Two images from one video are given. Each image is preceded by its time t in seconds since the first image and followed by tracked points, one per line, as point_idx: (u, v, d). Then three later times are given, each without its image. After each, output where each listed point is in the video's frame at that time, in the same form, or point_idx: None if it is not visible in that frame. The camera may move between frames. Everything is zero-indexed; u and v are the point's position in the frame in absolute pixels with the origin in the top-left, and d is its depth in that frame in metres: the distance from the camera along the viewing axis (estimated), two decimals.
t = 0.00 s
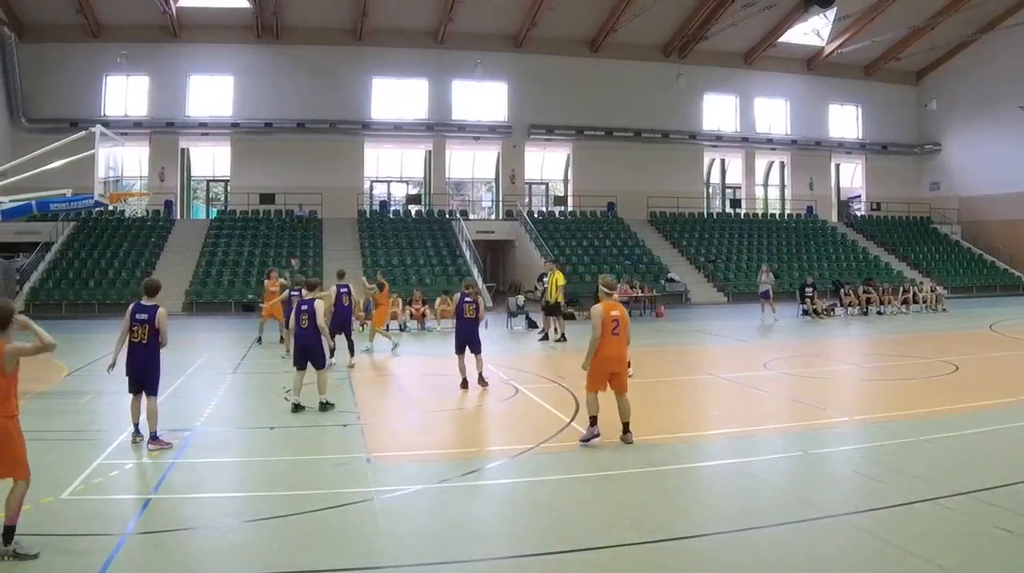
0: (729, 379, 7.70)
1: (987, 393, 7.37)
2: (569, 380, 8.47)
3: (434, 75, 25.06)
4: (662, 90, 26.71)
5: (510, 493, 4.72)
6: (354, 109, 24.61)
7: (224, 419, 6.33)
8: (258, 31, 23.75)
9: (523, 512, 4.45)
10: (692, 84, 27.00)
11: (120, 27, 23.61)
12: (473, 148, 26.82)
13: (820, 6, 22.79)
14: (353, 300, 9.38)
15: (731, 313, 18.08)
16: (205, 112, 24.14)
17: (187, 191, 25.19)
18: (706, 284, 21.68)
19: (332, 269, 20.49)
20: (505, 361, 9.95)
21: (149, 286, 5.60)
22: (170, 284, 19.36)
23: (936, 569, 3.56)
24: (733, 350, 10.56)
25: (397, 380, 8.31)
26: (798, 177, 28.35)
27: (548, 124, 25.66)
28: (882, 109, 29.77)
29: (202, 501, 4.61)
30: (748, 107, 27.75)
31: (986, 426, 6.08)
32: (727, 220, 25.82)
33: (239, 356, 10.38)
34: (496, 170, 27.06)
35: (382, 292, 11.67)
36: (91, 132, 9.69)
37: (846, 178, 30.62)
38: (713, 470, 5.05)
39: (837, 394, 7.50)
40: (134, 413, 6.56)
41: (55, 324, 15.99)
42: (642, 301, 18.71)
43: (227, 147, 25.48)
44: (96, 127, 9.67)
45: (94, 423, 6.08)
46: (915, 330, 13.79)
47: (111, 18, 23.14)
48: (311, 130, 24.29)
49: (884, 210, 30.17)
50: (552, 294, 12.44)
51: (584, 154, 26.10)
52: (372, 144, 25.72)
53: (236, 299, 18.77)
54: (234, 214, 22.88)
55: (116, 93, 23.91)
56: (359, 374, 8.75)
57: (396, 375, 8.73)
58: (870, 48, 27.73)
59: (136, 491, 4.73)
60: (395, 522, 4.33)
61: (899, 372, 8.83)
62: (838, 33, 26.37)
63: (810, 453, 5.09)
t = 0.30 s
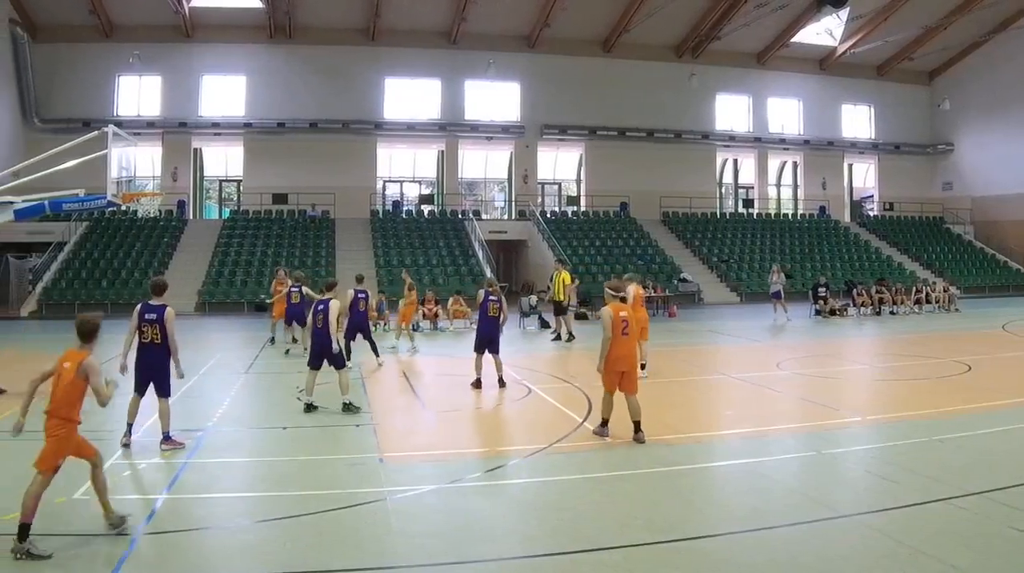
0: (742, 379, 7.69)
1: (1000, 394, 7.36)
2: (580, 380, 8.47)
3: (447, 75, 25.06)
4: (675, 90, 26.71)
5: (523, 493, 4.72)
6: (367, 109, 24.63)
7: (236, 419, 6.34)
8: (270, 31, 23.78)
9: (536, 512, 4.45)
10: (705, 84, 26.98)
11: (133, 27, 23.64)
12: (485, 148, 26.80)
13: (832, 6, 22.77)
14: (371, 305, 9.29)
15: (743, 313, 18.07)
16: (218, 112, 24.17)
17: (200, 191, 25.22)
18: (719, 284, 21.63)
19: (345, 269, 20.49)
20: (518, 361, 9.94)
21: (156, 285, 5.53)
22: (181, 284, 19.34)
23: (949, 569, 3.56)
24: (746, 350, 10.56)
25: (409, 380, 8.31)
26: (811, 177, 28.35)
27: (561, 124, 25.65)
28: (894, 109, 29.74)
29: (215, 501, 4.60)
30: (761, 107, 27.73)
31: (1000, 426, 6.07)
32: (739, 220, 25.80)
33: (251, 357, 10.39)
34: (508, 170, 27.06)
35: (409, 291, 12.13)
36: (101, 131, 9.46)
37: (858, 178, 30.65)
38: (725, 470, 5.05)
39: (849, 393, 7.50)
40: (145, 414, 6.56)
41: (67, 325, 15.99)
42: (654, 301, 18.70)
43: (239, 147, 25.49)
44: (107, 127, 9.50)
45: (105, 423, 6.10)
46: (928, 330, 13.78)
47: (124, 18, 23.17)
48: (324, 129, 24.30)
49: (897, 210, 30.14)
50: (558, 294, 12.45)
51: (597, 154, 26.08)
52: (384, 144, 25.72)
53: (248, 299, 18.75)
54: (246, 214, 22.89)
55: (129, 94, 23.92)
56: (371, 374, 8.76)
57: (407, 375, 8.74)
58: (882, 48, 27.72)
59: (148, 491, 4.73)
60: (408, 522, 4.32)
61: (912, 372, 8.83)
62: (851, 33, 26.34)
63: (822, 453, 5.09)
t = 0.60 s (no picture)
0: (756, 379, 7.69)
1: (1015, 394, 7.35)
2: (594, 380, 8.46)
3: (459, 75, 25.10)
4: (688, 90, 26.72)
5: (536, 492, 4.72)
6: (380, 109, 24.66)
7: (249, 419, 6.34)
8: (283, 31, 23.83)
9: (548, 511, 4.46)
10: (717, 84, 26.96)
11: (146, 27, 23.73)
12: (498, 148, 26.79)
13: (845, 6, 22.73)
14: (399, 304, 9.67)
15: (755, 313, 18.06)
16: (231, 112, 24.25)
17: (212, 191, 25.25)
18: (732, 284, 21.57)
19: (358, 269, 20.48)
20: (532, 361, 9.94)
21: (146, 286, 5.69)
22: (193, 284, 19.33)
23: (963, 570, 3.56)
24: (759, 350, 10.56)
25: (424, 381, 8.31)
26: (823, 177, 28.34)
27: (573, 124, 25.66)
28: (906, 109, 29.70)
29: (227, 502, 4.60)
30: (774, 107, 27.72)
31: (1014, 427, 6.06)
32: (752, 220, 25.79)
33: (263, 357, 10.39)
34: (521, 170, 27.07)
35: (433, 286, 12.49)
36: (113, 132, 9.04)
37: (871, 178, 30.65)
38: (738, 470, 5.05)
39: (862, 394, 7.50)
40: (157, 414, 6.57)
41: (81, 325, 16.04)
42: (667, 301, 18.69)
43: (252, 147, 25.52)
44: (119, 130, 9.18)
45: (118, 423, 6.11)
46: (940, 331, 13.77)
47: (137, 18, 23.25)
48: (337, 129, 24.36)
49: (910, 210, 30.08)
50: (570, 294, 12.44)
51: (609, 155, 26.08)
52: (397, 144, 25.74)
53: (261, 299, 18.73)
54: (259, 214, 22.91)
55: (142, 94, 24.01)
56: (387, 374, 8.77)
57: (421, 375, 8.74)
58: (895, 48, 27.70)
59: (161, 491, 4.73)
60: (421, 522, 4.32)
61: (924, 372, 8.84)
62: (864, 33, 26.31)
63: (836, 453, 5.09)
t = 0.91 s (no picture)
0: (769, 379, 7.68)
1: None
2: (606, 380, 8.45)
3: (471, 75, 25.11)
4: (701, 90, 26.69)
5: (549, 492, 4.72)
6: (393, 109, 24.69)
7: (263, 419, 6.34)
8: (296, 31, 23.90)
9: (561, 512, 4.46)
10: (730, 84, 26.93)
11: (159, 27, 23.82)
12: (511, 148, 26.80)
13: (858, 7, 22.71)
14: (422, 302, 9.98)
15: (767, 313, 18.06)
16: (243, 112, 24.31)
17: (225, 191, 25.31)
18: (744, 284, 21.51)
19: (371, 269, 20.49)
20: (544, 361, 9.94)
21: (150, 284, 5.54)
22: (206, 284, 19.32)
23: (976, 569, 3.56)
24: (772, 350, 10.56)
25: (435, 380, 8.31)
26: (836, 177, 28.30)
27: (586, 124, 25.67)
28: (919, 109, 29.60)
29: (240, 502, 4.59)
30: (787, 107, 27.69)
31: None
32: (765, 220, 25.75)
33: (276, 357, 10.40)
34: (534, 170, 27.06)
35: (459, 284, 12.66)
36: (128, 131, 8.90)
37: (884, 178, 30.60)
38: (751, 470, 5.05)
39: (875, 394, 7.51)
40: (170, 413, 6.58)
41: (96, 324, 16.10)
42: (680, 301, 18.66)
43: (264, 147, 25.56)
44: (134, 128, 8.92)
45: (131, 422, 6.12)
46: (953, 331, 13.73)
47: (149, 18, 23.34)
48: (349, 129, 24.39)
49: (922, 210, 29.98)
50: (583, 295, 12.42)
51: (622, 155, 26.09)
52: (410, 144, 25.76)
53: (274, 299, 18.68)
54: (272, 214, 22.94)
55: (155, 94, 24.10)
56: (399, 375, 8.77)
57: (433, 375, 8.74)
58: (907, 48, 27.64)
59: (174, 491, 4.73)
60: (434, 522, 4.32)
61: (936, 372, 8.84)
62: (877, 33, 26.25)
63: (848, 453, 5.09)
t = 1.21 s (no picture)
0: (782, 379, 7.68)
1: None
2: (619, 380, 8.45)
3: (483, 74, 25.13)
4: (714, 90, 26.68)
5: (562, 492, 4.72)
6: (405, 109, 24.73)
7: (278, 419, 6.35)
8: (309, 31, 23.96)
9: (575, 512, 4.46)
10: (743, 84, 26.91)
11: (172, 27, 23.92)
12: (524, 148, 26.80)
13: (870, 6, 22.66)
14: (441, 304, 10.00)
15: (779, 313, 18.05)
16: (256, 112, 24.34)
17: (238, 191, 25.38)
18: (757, 284, 21.46)
19: (384, 269, 20.48)
20: (556, 361, 9.96)
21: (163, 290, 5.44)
22: (217, 284, 19.31)
23: (989, 569, 3.56)
24: (785, 350, 10.56)
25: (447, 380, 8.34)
26: (848, 177, 28.27)
27: (598, 124, 25.68)
28: (932, 108, 29.53)
29: (253, 501, 4.60)
30: (799, 107, 27.64)
31: None
32: (778, 220, 25.70)
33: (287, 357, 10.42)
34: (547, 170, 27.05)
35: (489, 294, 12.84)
36: (140, 131, 8.83)
37: (897, 178, 30.38)
38: (764, 470, 5.05)
39: (887, 394, 7.51)
40: (183, 413, 6.60)
41: (110, 324, 16.14)
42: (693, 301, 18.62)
43: (277, 147, 25.61)
44: (146, 127, 8.82)
45: (146, 422, 6.14)
46: (965, 331, 13.70)
47: (162, 18, 23.45)
48: (362, 129, 24.45)
49: (935, 210, 29.86)
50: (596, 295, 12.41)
51: (635, 155, 26.10)
52: (422, 144, 25.79)
53: (287, 299, 18.68)
54: (285, 214, 22.98)
55: (167, 94, 24.17)
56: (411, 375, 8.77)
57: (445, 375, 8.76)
58: (919, 48, 27.60)
59: (188, 491, 4.74)
60: (447, 523, 4.32)
61: (949, 372, 8.85)
62: (890, 32, 26.19)
63: (861, 453, 5.10)
